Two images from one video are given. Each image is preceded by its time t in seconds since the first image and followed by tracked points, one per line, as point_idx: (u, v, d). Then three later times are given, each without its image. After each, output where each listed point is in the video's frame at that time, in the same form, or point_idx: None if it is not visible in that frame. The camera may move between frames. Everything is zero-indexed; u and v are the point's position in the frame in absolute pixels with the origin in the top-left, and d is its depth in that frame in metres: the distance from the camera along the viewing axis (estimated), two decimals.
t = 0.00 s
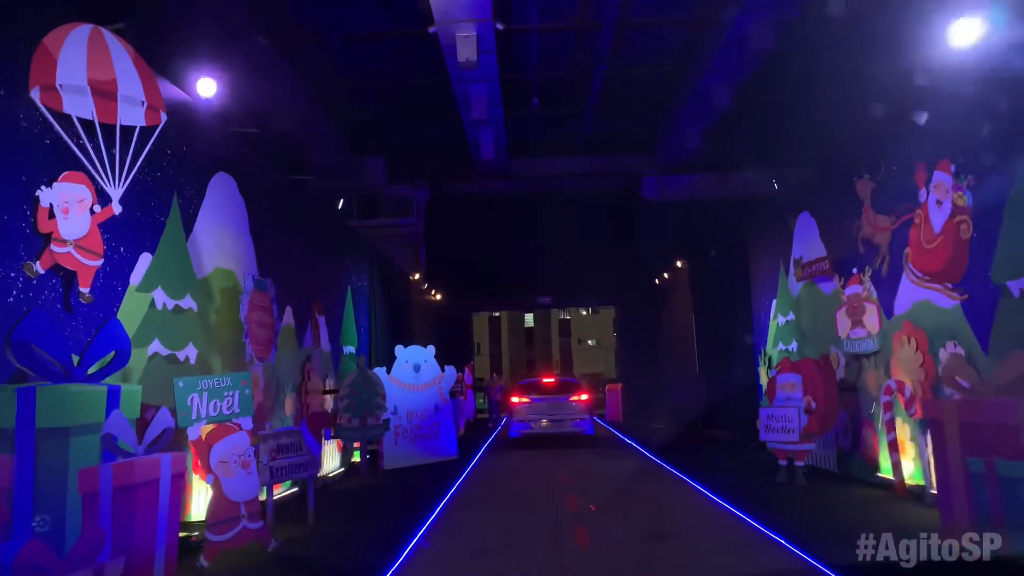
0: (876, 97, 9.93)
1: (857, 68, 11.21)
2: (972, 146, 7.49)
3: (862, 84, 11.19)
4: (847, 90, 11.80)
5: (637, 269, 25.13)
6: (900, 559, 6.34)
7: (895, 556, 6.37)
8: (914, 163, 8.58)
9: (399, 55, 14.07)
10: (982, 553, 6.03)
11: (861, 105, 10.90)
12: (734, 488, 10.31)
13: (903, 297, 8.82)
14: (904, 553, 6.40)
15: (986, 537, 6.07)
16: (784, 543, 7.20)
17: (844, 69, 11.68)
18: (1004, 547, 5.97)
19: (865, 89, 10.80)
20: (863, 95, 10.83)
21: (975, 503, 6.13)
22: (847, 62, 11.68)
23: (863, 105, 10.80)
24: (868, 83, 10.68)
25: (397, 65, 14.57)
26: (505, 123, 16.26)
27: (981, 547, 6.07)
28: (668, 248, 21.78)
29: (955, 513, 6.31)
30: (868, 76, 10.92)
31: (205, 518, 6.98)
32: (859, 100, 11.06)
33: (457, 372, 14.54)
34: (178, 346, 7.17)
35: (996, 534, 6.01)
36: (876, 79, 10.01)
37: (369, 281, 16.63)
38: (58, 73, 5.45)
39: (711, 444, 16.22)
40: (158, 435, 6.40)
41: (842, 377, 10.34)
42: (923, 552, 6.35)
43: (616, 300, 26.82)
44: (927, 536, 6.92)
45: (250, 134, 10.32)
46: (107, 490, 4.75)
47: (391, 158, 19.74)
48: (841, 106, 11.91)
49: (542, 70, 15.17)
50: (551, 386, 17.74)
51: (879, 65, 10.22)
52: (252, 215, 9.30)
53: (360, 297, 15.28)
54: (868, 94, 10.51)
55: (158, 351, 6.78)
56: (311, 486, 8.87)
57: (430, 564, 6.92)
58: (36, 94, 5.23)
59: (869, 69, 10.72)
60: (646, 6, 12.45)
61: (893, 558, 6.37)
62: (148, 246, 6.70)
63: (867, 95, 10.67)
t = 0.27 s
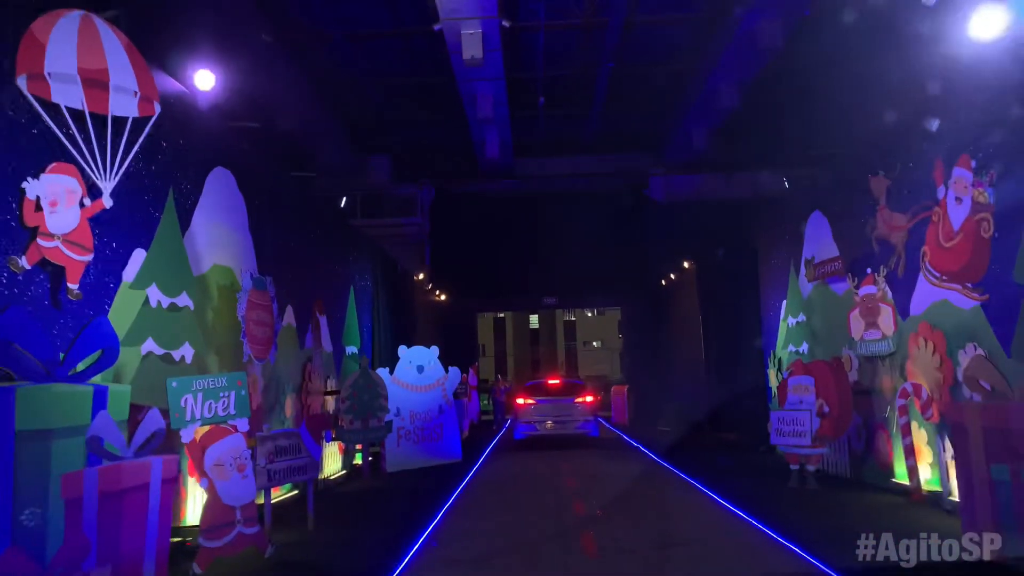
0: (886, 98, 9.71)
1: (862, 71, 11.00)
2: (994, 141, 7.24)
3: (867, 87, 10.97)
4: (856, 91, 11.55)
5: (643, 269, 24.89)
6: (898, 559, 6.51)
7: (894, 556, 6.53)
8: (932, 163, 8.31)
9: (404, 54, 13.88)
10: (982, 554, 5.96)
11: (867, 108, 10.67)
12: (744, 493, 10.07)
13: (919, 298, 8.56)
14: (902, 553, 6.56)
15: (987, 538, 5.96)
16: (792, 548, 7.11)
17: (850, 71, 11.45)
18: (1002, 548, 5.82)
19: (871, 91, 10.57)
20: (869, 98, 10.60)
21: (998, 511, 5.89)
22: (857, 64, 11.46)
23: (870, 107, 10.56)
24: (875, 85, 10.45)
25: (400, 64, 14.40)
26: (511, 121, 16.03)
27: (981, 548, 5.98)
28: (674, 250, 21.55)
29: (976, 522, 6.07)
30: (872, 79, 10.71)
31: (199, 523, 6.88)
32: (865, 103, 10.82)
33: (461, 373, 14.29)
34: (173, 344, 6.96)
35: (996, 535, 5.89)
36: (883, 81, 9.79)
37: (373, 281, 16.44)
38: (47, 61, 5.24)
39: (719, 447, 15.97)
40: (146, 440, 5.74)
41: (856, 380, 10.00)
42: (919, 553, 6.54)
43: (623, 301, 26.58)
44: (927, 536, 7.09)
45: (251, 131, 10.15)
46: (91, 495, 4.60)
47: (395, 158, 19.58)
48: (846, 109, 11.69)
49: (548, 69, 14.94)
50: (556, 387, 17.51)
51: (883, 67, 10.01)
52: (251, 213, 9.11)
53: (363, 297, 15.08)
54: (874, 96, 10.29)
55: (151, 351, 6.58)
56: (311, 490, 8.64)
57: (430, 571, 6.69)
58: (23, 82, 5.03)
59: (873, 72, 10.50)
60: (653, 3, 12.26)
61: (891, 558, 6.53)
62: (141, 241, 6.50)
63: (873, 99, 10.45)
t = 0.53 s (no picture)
0: (895, 100, 9.48)
1: (870, 76, 10.80)
2: (1013, 141, 7.00)
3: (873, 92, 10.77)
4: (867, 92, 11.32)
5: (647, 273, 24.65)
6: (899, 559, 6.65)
7: (894, 556, 6.64)
8: (949, 163, 8.09)
9: (406, 54, 13.67)
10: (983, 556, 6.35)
11: (873, 113, 10.48)
12: (749, 501, 9.84)
13: (933, 302, 8.33)
14: (903, 553, 6.71)
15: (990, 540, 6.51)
16: (789, 551, 7.17)
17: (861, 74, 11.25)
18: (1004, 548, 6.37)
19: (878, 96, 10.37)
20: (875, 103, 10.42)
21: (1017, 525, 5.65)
22: (863, 68, 11.24)
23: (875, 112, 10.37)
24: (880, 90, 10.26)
25: (402, 64, 14.19)
26: (515, 123, 15.81)
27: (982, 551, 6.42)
28: (679, 254, 21.33)
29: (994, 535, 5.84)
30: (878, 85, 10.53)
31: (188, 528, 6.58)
32: (871, 109, 10.63)
33: (462, 376, 14.06)
34: (163, 344, 6.72)
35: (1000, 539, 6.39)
36: (889, 86, 9.61)
37: (373, 282, 16.23)
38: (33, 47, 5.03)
39: (723, 454, 15.73)
40: (134, 438, 5.88)
41: (866, 387, 9.74)
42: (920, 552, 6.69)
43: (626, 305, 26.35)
44: (927, 536, 7.22)
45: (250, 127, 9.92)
46: (69, 499, 4.62)
47: (398, 159, 19.39)
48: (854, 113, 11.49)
49: (553, 69, 14.73)
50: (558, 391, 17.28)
51: (888, 72, 9.82)
52: (249, 210, 8.90)
53: (363, 297, 14.85)
54: (881, 98, 10.08)
55: (141, 349, 6.34)
56: (304, 494, 8.40)
57: None
58: (7, 68, 4.81)
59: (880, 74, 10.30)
60: (659, 5, 12.06)
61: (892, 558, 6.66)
62: (132, 237, 6.28)
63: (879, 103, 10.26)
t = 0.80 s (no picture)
0: (913, 102, 9.24)
1: (880, 88, 10.69)
2: None
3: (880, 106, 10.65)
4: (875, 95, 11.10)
5: (649, 276, 24.46)
6: (902, 560, 6.94)
7: (896, 556, 6.97)
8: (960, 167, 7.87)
9: (404, 52, 13.44)
10: (980, 552, 6.76)
11: (881, 125, 10.34)
12: (753, 510, 9.61)
13: (944, 307, 8.10)
14: (905, 555, 6.98)
15: (985, 537, 6.94)
16: (785, 555, 7.23)
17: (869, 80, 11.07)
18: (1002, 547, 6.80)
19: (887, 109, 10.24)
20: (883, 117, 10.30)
21: None
22: (869, 76, 11.05)
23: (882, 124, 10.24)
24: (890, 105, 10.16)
25: (401, 63, 13.96)
26: (516, 123, 15.58)
27: (979, 547, 6.83)
28: (681, 258, 21.10)
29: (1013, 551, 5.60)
30: (887, 100, 10.43)
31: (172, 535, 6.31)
32: (877, 122, 10.52)
33: (460, 379, 13.82)
34: (149, 343, 6.50)
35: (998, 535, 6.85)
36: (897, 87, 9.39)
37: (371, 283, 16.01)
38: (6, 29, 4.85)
39: (725, 460, 15.50)
40: (108, 443, 5.72)
41: (872, 395, 9.54)
42: (920, 552, 7.04)
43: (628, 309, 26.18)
44: (927, 536, 7.54)
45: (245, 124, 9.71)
46: (38, 517, 4.48)
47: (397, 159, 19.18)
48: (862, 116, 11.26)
49: (555, 70, 14.51)
50: (557, 395, 17.04)
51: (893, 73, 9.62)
52: (242, 207, 8.67)
53: (360, 298, 14.63)
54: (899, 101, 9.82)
55: (125, 348, 6.11)
56: (295, 499, 8.13)
57: None
58: None
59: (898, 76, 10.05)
60: (662, 7, 11.86)
61: (895, 559, 6.95)
62: (117, 231, 6.04)
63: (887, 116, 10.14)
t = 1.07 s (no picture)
0: (908, 98, 9.02)
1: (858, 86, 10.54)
2: None
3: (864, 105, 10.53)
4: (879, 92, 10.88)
5: (648, 277, 24.25)
6: (903, 560, 7.02)
7: (895, 555, 7.08)
8: (970, 167, 7.67)
9: (402, 53, 13.12)
10: (981, 553, 6.85)
11: (867, 124, 10.20)
12: (755, 515, 9.37)
13: (954, 308, 7.86)
14: (906, 555, 7.05)
15: (984, 537, 7.08)
16: (787, 561, 7.00)
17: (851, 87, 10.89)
18: (1001, 546, 6.97)
19: (871, 107, 10.11)
20: (867, 115, 10.18)
21: None
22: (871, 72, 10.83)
23: (869, 124, 10.11)
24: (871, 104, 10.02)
25: (398, 66, 13.62)
26: (516, 121, 15.34)
27: (979, 548, 6.93)
28: (681, 259, 20.87)
29: None
30: (868, 97, 10.31)
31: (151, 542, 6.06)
32: (862, 121, 10.41)
33: (456, 379, 13.58)
34: (132, 339, 6.25)
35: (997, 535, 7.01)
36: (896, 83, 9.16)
37: (366, 281, 15.76)
38: None
39: (725, 463, 15.28)
40: (81, 444, 5.45)
41: (879, 397, 9.36)
42: (921, 552, 7.12)
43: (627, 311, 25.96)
44: (927, 536, 7.68)
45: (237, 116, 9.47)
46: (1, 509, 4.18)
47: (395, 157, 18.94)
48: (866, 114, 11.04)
49: (555, 69, 14.27)
50: (555, 396, 16.80)
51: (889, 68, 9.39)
52: (232, 200, 8.42)
53: (355, 297, 14.39)
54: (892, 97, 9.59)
55: (106, 344, 5.87)
56: (284, 503, 7.86)
57: None
58: None
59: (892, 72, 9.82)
60: (665, 5, 11.62)
61: (895, 559, 7.02)
62: (98, 221, 5.81)
63: (873, 115, 10.01)
